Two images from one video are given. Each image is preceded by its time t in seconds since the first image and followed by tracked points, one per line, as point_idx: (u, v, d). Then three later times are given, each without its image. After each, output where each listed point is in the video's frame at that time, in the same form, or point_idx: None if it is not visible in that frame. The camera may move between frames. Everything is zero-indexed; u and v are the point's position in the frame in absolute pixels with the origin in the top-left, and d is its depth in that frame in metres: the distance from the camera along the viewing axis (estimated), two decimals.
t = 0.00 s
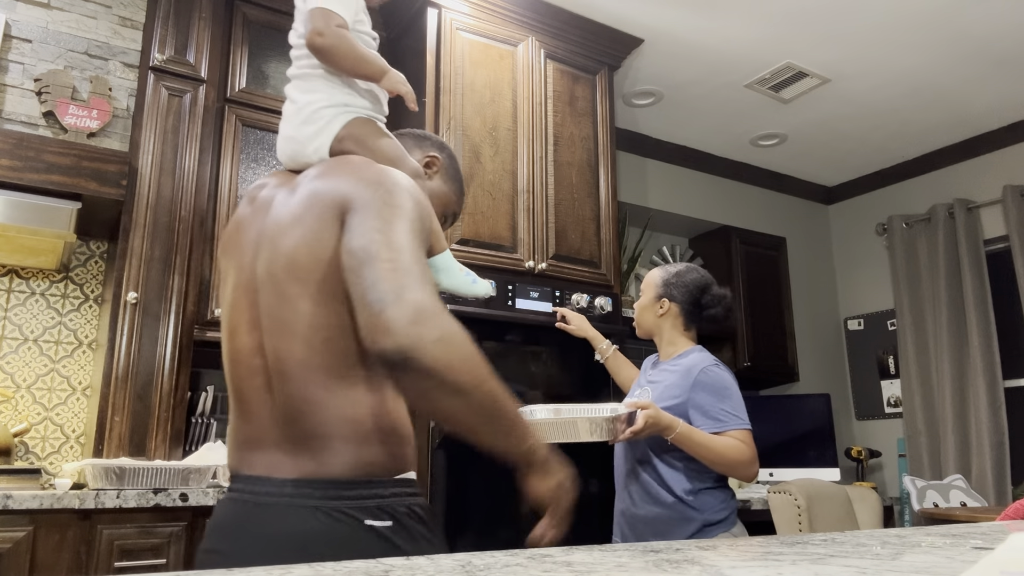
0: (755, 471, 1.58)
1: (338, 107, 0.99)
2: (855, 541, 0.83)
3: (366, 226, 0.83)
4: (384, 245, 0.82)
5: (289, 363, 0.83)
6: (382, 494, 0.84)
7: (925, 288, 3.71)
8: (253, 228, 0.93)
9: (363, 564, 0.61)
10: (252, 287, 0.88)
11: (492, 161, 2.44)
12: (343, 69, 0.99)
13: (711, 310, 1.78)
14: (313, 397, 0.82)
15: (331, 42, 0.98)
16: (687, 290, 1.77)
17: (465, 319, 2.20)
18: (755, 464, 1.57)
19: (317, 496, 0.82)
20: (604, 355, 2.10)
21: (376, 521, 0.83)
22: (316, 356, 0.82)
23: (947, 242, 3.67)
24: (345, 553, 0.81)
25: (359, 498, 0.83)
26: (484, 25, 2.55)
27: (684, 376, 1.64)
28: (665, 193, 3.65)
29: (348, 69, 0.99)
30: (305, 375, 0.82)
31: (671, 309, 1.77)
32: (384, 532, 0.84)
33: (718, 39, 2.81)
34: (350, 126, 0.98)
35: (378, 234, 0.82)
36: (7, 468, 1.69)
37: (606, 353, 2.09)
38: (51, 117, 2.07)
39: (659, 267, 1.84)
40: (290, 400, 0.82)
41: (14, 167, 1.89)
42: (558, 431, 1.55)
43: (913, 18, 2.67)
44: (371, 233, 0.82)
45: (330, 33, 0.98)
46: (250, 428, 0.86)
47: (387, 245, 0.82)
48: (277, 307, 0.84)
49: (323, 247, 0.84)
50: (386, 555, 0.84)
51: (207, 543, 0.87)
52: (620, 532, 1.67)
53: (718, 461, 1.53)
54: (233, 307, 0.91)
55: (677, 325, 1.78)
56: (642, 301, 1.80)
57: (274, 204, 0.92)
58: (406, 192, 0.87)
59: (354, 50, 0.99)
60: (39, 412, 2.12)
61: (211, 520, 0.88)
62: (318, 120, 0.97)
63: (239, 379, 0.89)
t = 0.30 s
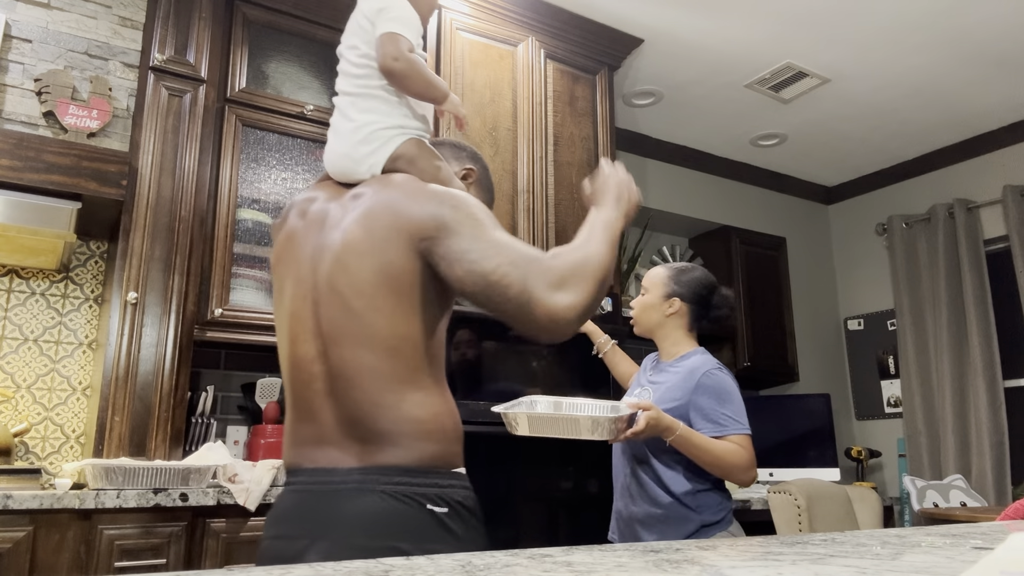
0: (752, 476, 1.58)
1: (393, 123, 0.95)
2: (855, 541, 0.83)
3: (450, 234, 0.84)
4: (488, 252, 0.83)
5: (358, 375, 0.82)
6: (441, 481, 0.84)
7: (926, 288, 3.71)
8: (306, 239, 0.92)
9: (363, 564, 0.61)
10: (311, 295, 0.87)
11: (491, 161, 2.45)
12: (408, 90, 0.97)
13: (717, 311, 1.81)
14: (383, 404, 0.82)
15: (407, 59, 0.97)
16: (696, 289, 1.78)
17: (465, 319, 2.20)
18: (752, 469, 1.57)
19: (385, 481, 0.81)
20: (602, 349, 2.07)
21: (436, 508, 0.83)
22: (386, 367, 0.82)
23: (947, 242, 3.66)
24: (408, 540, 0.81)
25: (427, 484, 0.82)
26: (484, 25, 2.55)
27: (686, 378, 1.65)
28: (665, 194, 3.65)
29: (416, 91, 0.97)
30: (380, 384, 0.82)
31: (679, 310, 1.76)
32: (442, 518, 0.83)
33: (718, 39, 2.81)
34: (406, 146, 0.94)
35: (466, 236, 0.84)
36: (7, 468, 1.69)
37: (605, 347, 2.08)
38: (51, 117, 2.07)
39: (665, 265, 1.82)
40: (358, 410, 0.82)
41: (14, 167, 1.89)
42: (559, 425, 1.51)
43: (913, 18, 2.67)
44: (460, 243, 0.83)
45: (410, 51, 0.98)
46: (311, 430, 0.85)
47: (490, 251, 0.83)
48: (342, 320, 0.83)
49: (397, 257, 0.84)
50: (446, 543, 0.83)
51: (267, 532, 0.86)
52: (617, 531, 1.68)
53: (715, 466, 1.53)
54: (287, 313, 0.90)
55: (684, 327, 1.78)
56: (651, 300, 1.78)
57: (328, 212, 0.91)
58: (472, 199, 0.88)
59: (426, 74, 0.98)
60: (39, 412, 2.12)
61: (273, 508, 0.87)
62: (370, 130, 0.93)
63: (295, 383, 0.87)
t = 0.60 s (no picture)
0: (768, 481, 1.60)
1: (427, 135, 0.93)
2: (854, 541, 0.83)
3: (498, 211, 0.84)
4: (545, 208, 0.83)
5: (402, 379, 0.83)
6: (482, 476, 0.85)
7: (926, 287, 3.72)
8: (343, 250, 0.92)
9: (363, 564, 0.61)
10: (352, 303, 0.88)
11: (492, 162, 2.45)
12: (448, 107, 0.90)
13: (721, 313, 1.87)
14: (426, 406, 0.82)
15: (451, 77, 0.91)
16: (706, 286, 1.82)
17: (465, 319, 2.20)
18: (770, 473, 1.59)
19: (428, 479, 0.82)
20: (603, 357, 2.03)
21: (475, 503, 0.84)
22: (430, 370, 0.83)
23: (946, 242, 3.67)
24: (452, 535, 0.81)
25: (469, 481, 0.83)
26: (484, 26, 2.55)
27: (706, 382, 1.64)
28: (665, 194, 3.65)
29: (453, 108, 0.91)
30: (426, 384, 0.83)
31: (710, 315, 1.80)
32: (480, 514, 0.84)
33: (718, 39, 2.81)
34: (438, 159, 0.92)
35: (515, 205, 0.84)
36: (7, 469, 1.69)
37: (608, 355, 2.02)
38: (51, 117, 2.07)
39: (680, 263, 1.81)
40: (403, 412, 0.82)
41: (14, 167, 1.89)
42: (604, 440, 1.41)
43: (914, 18, 2.67)
44: (514, 212, 0.84)
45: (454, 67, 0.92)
46: (352, 434, 0.86)
47: (548, 204, 0.84)
48: (387, 322, 0.84)
49: (443, 251, 0.84)
50: (487, 538, 0.84)
51: (312, 528, 0.87)
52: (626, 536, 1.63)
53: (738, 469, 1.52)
54: (328, 326, 0.91)
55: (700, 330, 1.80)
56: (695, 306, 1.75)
57: (365, 222, 0.92)
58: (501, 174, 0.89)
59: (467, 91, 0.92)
60: (39, 412, 2.12)
61: (318, 504, 0.88)
62: (408, 146, 0.91)
63: (337, 391, 0.88)
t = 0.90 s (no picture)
0: (780, 480, 1.59)
1: (428, 140, 0.93)
2: (855, 541, 0.83)
3: (512, 205, 0.85)
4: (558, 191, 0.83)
5: (422, 381, 0.84)
6: (498, 476, 0.85)
7: (926, 287, 3.72)
8: (369, 256, 0.95)
9: (364, 563, 0.61)
10: (376, 308, 0.90)
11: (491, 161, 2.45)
12: (440, 108, 0.91)
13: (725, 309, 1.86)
14: (445, 408, 0.84)
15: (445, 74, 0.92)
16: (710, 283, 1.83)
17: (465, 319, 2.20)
18: (781, 473, 1.58)
19: (442, 476, 0.83)
20: (592, 349, 2.06)
21: (491, 501, 0.84)
22: (451, 371, 0.84)
23: (946, 242, 3.66)
24: (467, 533, 0.82)
25: (483, 479, 0.84)
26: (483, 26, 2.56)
27: (716, 382, 1.64)
28: (665, 194, 3.65)
29: (445, 106, 0.91)
30: (446, 385, 0.84)
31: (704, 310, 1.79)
32: (497, 512, 0.85)
33: (718, 39, 2.82)
34: (444, 164, 0.92)
35: (527, 197, 0.84)
36: (7, 468, 1.69)
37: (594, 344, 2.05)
38: (51, 117, 2.07)
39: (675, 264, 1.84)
40: (423, 413, 0.84)
41: (14, 167, 1.89)
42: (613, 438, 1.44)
43: (913, 18, 2.67)
44: (526, 204, 0.84)
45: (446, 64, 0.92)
46: (375, 432, 0.88)
47: (558, 186, 0.83)
48: (409, 325, 0.86)
49: (460, 252, 0.86)
50: (503, 536, 0.85)
51: (334, 524, 0.89)
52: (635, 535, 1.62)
53: (751, 467, 1.52)
54: (355, 331, 0.94)
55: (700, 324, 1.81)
56: (685, 300, 1.77)
57: (387, 229, 0.94)
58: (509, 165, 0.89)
59: (460, 89, 0.92)
60: (39, 412, 2.12)
61: (341, 501, 0.90)
62: (410, 151, 0.92)
63: (364, 394, 0.90)
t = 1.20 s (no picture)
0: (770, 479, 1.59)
1: (427, 147, 0.92)
2: (855, 541, 0.83)
3: (501, 214, 0.84)
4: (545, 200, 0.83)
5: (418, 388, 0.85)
6: (497, 476, 0.85)
7: (926, 288, 3.72)
8: (373, 263, 0.96)
9: (364, 564, 0.61)
10: (378, 314, 0.91)
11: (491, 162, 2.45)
12: (430, 106, 0.91)
13: (723, 312, 1.81)
14: (441, 416, 0.84)
15: (439, 71, 0.92)
16: (701, 291, 1.78)
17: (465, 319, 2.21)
18: (771, 471, 1.58)
19: (441, 478, 0.83)
20: (588, 344, 2.07)
21: (489, 502, 0.84)
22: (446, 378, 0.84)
23: (946, 242, 3.66)
24: (467, 534, 0.82)
25: (483, 481, 0.84)
26: (483, 26, 2.56)
27: (704, 382, 1.64)
28: (665, 194, 3.65)
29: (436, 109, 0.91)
30: (443, 390, 0.84)
31: (683, 308, 1.78)
32: (495, 513, 0.84)
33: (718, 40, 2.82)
34: (441, 169, 0.91)
35: (517, 206, 0.84)
36: (7, 468, 1.69)
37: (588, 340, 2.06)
38: (51, 117, 2.07)
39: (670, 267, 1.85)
40: (419, 419, 0.85)
41: (14, 167, 1.89)
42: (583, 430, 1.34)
43: (912, 18, 2.67)
44: (514, 212, 0.84)
45: (440, 66, 0.93)
46: (380, 434, 0.89)
47: (544, 196, 0.83)
48: (407, 332, 0.86)
49: (455, 258, 0.85)
50: (502, 536, 0.85)
51: (349, 524, 0.91)
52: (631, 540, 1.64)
53: (737, 466, 1.53)
54: (361, 337, 0.95)
55: (687, 326, 1.78)
56: (655, 299, 1.80)
57: (390, 236, 0.94)
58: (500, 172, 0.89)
59: (451, 89, 0.91)
60: (39, 412, 2.12)
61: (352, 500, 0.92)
62: (409, 156, 0.92)
63: (370, 399, 0.92)
